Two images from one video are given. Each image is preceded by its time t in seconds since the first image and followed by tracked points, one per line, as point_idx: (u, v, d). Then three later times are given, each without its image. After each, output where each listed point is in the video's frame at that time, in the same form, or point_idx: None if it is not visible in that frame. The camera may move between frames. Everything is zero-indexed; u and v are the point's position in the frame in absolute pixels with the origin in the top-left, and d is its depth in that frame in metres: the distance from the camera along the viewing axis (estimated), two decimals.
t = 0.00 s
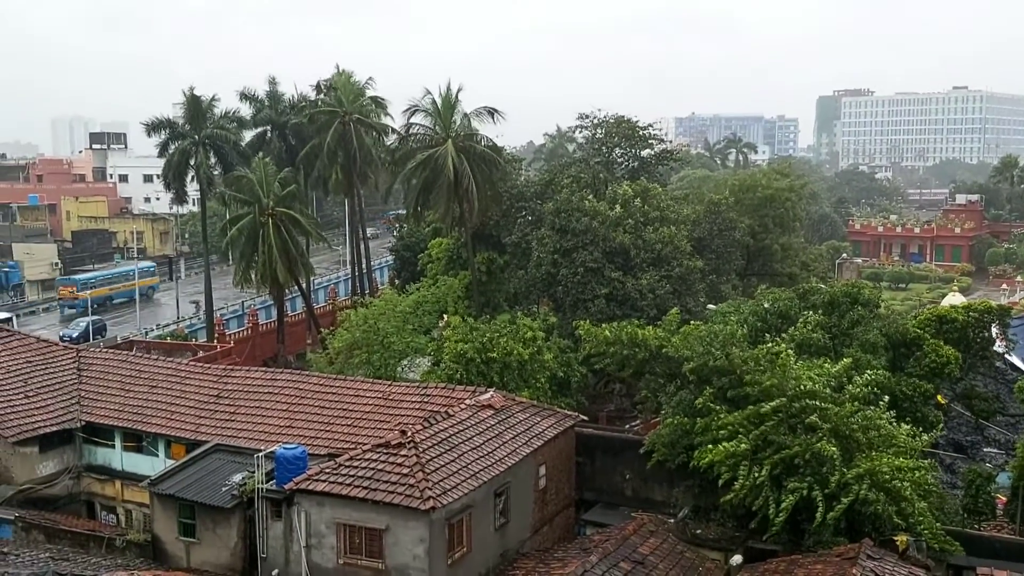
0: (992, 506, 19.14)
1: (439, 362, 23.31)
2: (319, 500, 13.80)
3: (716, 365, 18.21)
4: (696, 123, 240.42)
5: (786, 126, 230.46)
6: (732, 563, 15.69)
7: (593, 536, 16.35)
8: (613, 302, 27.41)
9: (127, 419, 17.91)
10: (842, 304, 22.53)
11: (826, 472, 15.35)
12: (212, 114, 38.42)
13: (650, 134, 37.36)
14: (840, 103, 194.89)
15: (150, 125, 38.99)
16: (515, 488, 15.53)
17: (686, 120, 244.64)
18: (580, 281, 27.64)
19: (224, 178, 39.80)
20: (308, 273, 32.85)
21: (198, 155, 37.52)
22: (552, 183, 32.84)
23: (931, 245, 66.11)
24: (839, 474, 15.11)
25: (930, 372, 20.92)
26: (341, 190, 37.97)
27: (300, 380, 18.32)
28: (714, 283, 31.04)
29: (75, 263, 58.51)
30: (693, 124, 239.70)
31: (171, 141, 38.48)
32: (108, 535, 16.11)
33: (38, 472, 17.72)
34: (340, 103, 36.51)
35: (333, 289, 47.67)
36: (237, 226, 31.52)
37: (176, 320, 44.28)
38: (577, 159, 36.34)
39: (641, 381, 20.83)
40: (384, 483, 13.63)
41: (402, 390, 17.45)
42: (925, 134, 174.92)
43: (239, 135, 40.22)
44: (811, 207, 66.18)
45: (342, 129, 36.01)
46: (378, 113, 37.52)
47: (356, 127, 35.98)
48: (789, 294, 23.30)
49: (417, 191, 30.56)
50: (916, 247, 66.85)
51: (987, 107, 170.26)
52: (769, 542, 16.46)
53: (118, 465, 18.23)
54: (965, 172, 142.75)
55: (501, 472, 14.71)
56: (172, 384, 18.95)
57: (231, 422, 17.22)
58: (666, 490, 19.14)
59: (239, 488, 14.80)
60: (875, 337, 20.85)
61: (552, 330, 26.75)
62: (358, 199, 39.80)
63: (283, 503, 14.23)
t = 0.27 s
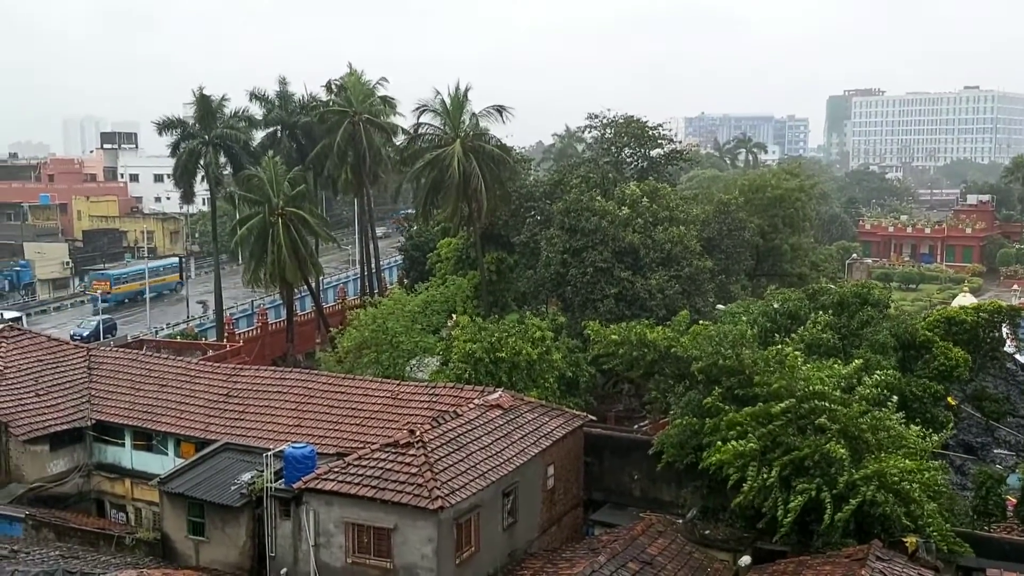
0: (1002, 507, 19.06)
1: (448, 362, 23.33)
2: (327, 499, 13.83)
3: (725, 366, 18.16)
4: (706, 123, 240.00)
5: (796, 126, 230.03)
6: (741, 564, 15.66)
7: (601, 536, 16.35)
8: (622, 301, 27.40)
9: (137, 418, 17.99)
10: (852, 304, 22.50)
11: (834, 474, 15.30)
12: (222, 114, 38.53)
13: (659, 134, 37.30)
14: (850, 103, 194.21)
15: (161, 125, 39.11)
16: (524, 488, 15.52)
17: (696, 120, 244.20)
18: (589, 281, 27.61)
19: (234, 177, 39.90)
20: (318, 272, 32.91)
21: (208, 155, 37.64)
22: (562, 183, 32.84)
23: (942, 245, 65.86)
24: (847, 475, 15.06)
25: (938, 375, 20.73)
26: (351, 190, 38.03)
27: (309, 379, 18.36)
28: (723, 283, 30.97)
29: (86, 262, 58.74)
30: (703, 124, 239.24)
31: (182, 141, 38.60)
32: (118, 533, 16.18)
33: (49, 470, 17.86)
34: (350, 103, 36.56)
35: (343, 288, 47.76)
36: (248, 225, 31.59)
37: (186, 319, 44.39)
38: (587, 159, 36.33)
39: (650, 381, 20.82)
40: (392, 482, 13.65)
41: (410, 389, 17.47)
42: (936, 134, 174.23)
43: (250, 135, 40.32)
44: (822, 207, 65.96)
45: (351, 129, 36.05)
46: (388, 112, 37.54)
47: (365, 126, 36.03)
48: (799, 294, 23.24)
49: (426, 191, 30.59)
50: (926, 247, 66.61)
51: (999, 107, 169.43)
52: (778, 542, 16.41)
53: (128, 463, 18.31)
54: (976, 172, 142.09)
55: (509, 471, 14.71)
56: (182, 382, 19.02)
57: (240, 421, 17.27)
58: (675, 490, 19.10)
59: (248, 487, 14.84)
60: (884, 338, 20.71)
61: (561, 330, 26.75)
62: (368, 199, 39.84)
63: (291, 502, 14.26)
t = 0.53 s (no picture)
0: (1010, 510, 18.98)
1: (455, 362, 23.34)
2: (335, 498, 13.85)
3: (733, 366, 18.13)
4: (714, 124, 239.67)
5: (804, 127, 229.58)
6: (748, 565, 15.63)
7: (608, 536, 16.34)
8: (629, 302, 27.37)
9: (145, 416, 18.05)
10: (860, 306, 22.48)
11: (842, 475, 15.26)
12: (231, 114, 38.61)
13: (667, 134, 37.26)
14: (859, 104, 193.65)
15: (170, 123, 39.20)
16: (531, 488, 15.53)
17: (704, 120, 243.86)
18: (597, 281, 27.58)
19: (242, 176, 39.98)
20: (326, 272, 32.96)
21: (217, 154, 37.72)
22: (569, 183, 32.84)
23: (951, 247, 65.65)
24: (854, 477, 15.02)
25: (947, 378, 20.82)
26: (359, 189, 38.07)
27: (317, 379, 18.39)
28: (731, 284, 30.91)
29: (94, 261, 58.92)
30: (711, 124, 238.90)
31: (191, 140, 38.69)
32: (126, 531, 16.24)
33: (58, 467, 17.94)
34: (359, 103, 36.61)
35: (350, 288, 47.82)
36: (256, 224, 31.65)
37: (193, 318, 44.48)
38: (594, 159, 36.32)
39: (658, 382, 20.80)
40: (399, 481, 13.67)
41: (417, 389, 17.49)
42: (945, 136, 173.66)
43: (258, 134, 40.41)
44: (830, 208, 65.80)
45: (359, 128, 36.08)
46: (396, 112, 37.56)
47: (373, 126, 36.08)
48: (807, 296, 23.20)
49: (434, 191, 30.61)
50: (935, 248, 66.43)
51: (1009, 108, 168.79)
52: (785, 544, 16.37)
53: (136, 462, 18.38)
54: (985, 173, 141.57)
55: (516, 471, 14.72)
56: (190, 381, 19.08)
57: (248, 420, 17.32)
58: (682, 491, 19.08)
59: (255, 485, 14.87)
60: (892, 339, 20.63)
61: (568, 330, 26.74)
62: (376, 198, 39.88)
63: (299, 501, 14.28)
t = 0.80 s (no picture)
0: (1020, 513, 18.88)
1: (463, 362, 23.35)
2: (342, 498, 13.87)
3: (741, 368, 18.07)
4: (723, 124, 239.25)
5: (814, 128, 229.06)
6: (756, 566, 15.59)
7: (615, 537, 16.32)
8: (638, 302, 27.31)
9: (154, 416, 18.11)
10: (869, 307, 22.40)
11: (850, 476, 15.21)
12: (240, 114, 38.71)
13: (676, 135, 37.21)
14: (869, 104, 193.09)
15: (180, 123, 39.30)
16: (538, 488, 15.52)
17: (713, 121, 243.46)
18: (606, 282, 27.56)
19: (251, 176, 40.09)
20: (334, 272, 33.00)
21: (226, 155, 37.83)
22: (577, 183, 32.84)
23: (960, 248, 65.40)
24: (863, 479, 14.97)
25: (957, 379, 20.55)
26: (368, 189, 38.13)
27: (325, 378, 18.42)
28: (740, 284, 30.85)
29: (104, 261, 59.14)
30: (720, 125, 238.50)
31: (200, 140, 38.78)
32: (135, 529, 16.30)
33: (67, 466, 18.02)
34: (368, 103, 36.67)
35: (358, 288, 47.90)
36: (265, 224, 31.71)
37: (202, 318, 44.61)
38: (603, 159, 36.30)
39: (666, 383, 20.76)
40: (406, 481, 13.68)
41: (425, 389, 17.49)
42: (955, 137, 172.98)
43: (267, 134, 40.51)
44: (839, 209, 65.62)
45: (368, 128, 36.15)
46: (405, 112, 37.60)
47: (382, 126, 36.14)
48: (816, 297, 23.15)
49: (442, 191, 30.63)
50: (945, 250, 66.18)
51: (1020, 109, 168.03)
52: (793, 545, 16.33)
53: (145, 461, 18.44)
54: (996, 174, 140.97)
55: (523, 472, 14.71)
56: (199, 380, 19.13)
57: (256, 419, 17.36)
58: (690, 492, 19.04)
59: (263, 485, 14.90)
60: (901, 341, 20.52)
61: (576, 330, 26.73)
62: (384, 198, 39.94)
63: (307, 501, 14.31)
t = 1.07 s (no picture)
0: None
1: (470, 362, 23.36)
2: (350, 498, 13.89)
3: (749, 369, 18.02)
4: (731, 125, 238.89)
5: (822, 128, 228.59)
6: (764, 568, 15.56)
7: (622, 538, 16.30)
8: (646, 303, 27.28)
9: (163, 415, 18.16)
10: (878, 308, 22.34)
11: (858, 478, 15.17)
12: (249, 115, 38.81)
13: (683, 135, 37.17)
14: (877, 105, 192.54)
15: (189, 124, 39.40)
16: (546, 489, 15.52)
17: (721, 121, 243.09)
18: (614, 282, 27.54)
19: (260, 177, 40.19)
20: (342, 272, 33.05)
21: (235, 155, 37.94)
22: (585, 183, 32.85)
23: (969, 249, 65.18)
24: (871, 480, 14.93)
25: (966, 380, 20.36)
26: (376, 190, 38.19)
27: (333, 378, 18.45)
28: (748, 285, 30.80)
29: (113, 261, 59.35)
30: (728, 125, 238.14)
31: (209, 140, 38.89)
32: (143, 529, 16.35)
33: (76, 466, 18.09)
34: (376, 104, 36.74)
35: (366, 288, 47.98)
36: (273, 224, 31.78)
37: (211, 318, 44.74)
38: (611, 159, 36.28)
39: (674, 384, 20.73)
40: (414, 482, 13.68)
41: (432, 389, 17.51)
42: (964, 137, 172.37)
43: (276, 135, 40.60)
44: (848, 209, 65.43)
45: (376, 129, 36.21)
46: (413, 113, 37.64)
47: (390, 127, 36.21)
48: (824, 297, 23.11)
49: (450, 192, 30.66)
50: (954, 251, 65.96)
51: None
52: (801, 547, 16.29)
53: (154, 460, 18.50)
54: (1006, 175, 140.41)
55: (531, 472, 14.72)
56: (207, 380, 19.18)
57: (264, 419, 17.39)
58: (697, 493, 19.01)
59: (271, 485, 14.93)
60: (910, 342, 20.45)
61: (584, 331, 26.71)
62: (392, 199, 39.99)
63: (314, 500, 14.33)
